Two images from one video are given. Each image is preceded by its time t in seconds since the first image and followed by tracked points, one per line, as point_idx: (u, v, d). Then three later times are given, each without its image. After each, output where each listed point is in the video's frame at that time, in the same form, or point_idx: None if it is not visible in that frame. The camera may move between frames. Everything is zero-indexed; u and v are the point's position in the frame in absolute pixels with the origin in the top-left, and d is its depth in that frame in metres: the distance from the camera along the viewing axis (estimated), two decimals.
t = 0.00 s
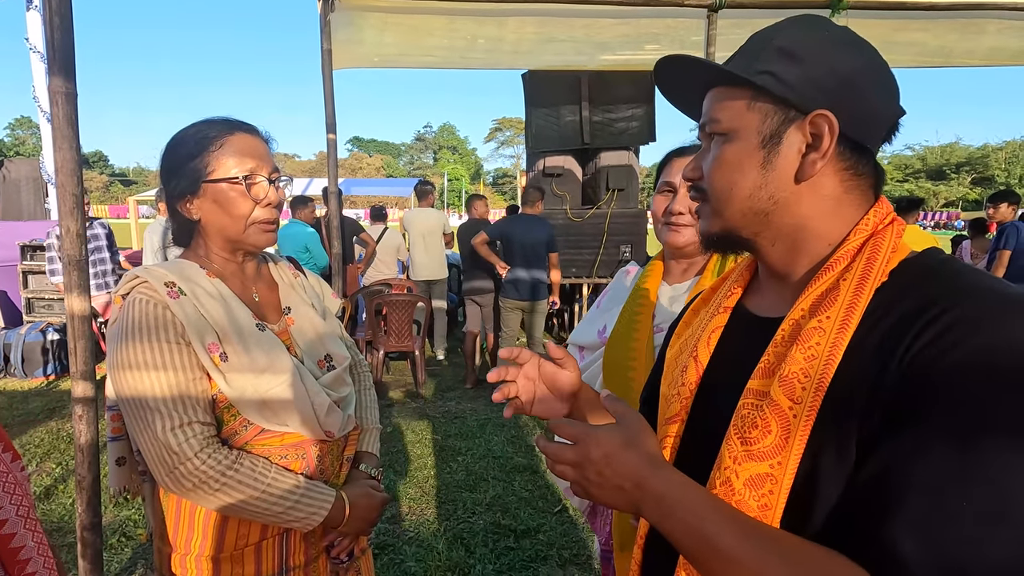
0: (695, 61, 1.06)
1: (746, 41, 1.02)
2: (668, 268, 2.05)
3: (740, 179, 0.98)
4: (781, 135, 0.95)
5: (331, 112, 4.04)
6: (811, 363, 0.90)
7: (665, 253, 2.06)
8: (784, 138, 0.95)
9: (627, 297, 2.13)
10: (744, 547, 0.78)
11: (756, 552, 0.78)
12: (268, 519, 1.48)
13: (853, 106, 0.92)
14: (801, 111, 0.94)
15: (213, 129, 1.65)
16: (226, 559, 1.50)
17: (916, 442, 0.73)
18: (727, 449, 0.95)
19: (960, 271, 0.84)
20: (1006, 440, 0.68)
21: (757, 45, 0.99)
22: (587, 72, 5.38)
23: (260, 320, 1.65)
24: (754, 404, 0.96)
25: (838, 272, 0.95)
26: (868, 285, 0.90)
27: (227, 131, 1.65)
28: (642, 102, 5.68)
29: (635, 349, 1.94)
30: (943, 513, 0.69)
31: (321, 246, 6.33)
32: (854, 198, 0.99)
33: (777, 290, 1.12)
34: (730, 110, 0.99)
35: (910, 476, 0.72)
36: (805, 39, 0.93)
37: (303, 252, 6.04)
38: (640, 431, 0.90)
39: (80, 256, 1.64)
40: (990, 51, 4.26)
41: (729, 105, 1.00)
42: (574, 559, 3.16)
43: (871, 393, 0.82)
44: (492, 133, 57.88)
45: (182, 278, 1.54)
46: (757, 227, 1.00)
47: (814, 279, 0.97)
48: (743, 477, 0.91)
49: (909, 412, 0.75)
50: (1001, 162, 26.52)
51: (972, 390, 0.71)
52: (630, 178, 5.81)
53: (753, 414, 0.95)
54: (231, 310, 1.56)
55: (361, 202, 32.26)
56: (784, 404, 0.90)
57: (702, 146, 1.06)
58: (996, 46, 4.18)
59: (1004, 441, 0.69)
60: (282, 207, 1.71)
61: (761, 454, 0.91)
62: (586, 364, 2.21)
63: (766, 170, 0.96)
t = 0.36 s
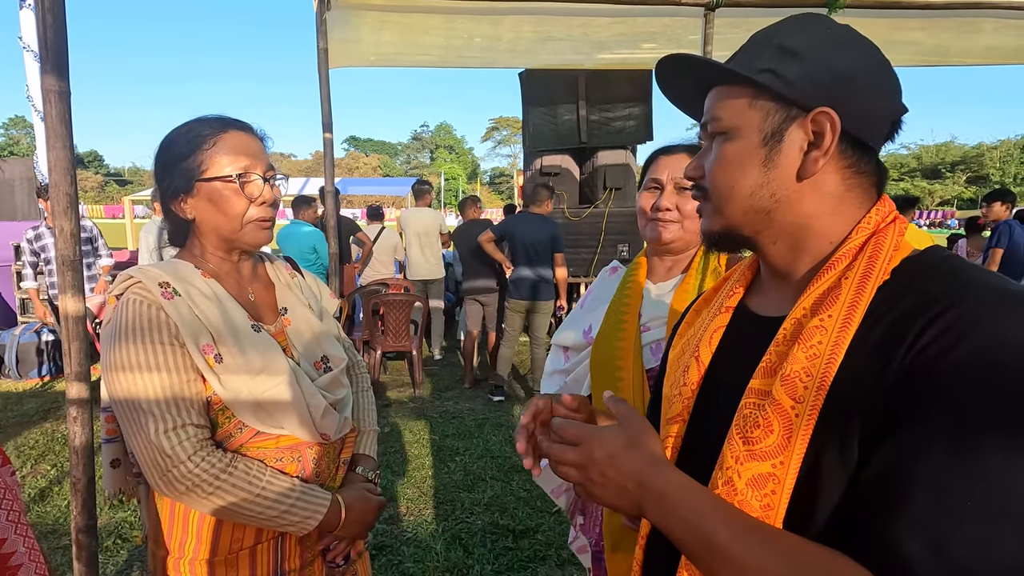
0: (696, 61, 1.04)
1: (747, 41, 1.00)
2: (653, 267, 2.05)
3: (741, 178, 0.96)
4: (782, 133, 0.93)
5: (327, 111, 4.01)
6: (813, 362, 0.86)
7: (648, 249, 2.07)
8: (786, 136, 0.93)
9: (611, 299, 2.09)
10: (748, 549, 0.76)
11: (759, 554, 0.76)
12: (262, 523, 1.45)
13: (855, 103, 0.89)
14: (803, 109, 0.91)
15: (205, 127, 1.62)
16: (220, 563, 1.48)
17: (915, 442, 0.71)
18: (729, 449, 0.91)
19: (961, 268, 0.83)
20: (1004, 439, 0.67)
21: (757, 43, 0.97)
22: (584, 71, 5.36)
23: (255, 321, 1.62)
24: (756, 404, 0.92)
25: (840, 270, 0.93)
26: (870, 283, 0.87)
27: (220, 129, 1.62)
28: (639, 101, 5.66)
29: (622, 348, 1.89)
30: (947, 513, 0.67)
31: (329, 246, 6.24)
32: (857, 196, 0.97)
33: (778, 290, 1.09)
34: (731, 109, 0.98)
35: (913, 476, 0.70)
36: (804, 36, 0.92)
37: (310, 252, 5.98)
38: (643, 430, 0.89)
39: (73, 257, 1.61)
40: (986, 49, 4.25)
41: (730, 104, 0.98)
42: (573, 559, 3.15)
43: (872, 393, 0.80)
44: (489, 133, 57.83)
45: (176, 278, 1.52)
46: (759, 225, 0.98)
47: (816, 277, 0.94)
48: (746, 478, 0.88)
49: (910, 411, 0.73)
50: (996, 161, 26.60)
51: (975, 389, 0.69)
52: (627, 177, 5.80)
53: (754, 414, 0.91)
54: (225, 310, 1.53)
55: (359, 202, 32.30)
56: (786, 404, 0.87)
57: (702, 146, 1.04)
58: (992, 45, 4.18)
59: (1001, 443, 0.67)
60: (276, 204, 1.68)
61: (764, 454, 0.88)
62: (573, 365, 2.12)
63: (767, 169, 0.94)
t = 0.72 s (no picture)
0: (703, 58, 1.03)
1: (756, 37, 1.00)
2: (644, 266, 2.04)
3: (751, 176, 0.95)
4: (793, 130, 0.92)
5: (325, 110, 3.99)
6: (823, 362, 0.86)
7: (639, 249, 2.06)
8: (796, 133, 0.92)
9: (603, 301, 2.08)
10: (758, 550, 0.75)
11: (769, 555, 0.75)
12: (260, 524, 1.44)
13: (866, 100, 0.89)
14: (813, 107, 0.91)
15: (205, 125, 1.61)
16: (218, 565, 1.47)
17: (926, 442, 0.70)
18: (737, 448, 0.90)
19: (972, 267, 0.82)
20: (1016, 437, 0.66)
21: (765, 41, 0.96)
22: (583, 70, 5.34)
23: (253, 321, 1.61)
24: (765, 404, 0.92)
25: (850, 269, 0.92)
26: (881, 282, 0.87)
27: (219, 126, 1.61)
28: (638, 101, 5.65)
29: (617, 348, 1.89)
30: (958, 513, 0.66)
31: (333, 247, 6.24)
32: (867, 194, 0.96)
33: (785, 288, 1.09)
34: (740, 107, 0.97)
35: (925, 477, 0.69)
36: (816, 34, 0.91)
37: (312, 252, 5.98)
38: (649, 429, 0.88)
39: (71, 257, 1.60)
40: (984, 49, 4.25)
41: (739, 101, 0.97)
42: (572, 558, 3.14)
43: (883, 392, 0.79)
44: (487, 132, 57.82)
45: (174, 277, 1.50)
46: (768, 224, 0.97)
47: (826, 276, 0.94)
48: (755, 478, 0.87)
49: (920, 411, 0.73)
50: (993, 160, 26.65)
51: (984, 390, 0.69)
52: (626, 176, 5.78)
53: (763, 414, 0.91)
54: (223, 310, 1.52)
55: (357, 202, 32.30)
56: (796, 404, 0.86)
57: (709, 144, 1.04)
58: (991, 44, 4.18)
59: (1012, 441, 0.66)
60: (276, 202, 1.67)
61: (774, 453, 0.87)
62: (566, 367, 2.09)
63: (777, 167, 0.94)
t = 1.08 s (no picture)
0: (714, 49, 1.03)
1: (768, 33, 1.00)
2: (640, 264, 2.05)
3: (759, 172, 0.95)
4: (804, 128, 0.93)
5: (324, 110, 3.99)
6: (830, 363, 0.86)
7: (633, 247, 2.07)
8: (808, 131, 0.92)
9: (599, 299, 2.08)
10: (765, 550, 0.75)
11: (776, 556, 0.75)
12: (258, 525, 1.44)
13: (877, 98, 0.90)
14: (826, 104, 0.91)
15: (204, 123, 1.62)
16: (217, 565, 1.48)
17: (934, 443, 0.71)
18: (742, 449, 0.91)
19: (981, 268, 0.82)
20: None
21: (777, 36, 0.96)
22: (582, 70, 5.33)
23: (253, 320, 1.61)
24: (770, 404, 0.92)
25: (857, 269, 0.93)
26: (888, 283, 0.87)
27: (217, 125, 1.62)
28: (638, 100, 5.65)
29: (613, 346, 1.90)
30: (965, 514, 0.66)
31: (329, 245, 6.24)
32: (875, 193, 0.96)
33: (790, 286, 1.09)
34: (750, 102, 0.97)
35: (933, 478, 0.69)
36: (830, 30, 0.91)
37: (309, 250, 5.97)
38: (653, 430, 0.88)
39: (71, 256, 1.60)
40: (983, 48, 4.26)
41: (749, 96, 0.97)
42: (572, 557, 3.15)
43: (891, 394, 0.79)
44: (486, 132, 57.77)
45: (172, 277, 1.51)
46: (775, 222, 0.98)
47: (833, 276, 0.94)
48: (760, 478, 0.88)
49: (928, 413, 0.73)
50: (992, 160, 26.68)
51: (991, 391, 0.69)
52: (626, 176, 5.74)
53: (769, 414, 0.91)
54: (222, 309, 1.53)
55: (356, 202, 32.32)
56: (802, 404, 0.87)
57: (717, 139, 1.04)
58: (990, 44, 4.19)
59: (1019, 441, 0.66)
60: (276, 200, 1.68)
61: (779, 454, 0.87)
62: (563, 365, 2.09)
63: (787, 163, 0.94)
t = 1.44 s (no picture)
0: (713, 53, 1.04)
1: (767, 34, 1.00)
2: (636, 265, 2.06)
3: (763, 175, 0.96)
4: (807, 130, 0.93)
5: (324, 110, 4.00)
6: (833, 365, 0.87)
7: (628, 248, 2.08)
8: (810, 134, 0.93)
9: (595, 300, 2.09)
10: (768, 552, 0.76)
11: (778, 557, 0.76)
12: (255, 527, 1.45)
13: (879, 100, 0.90)
14: (828, 107, 0.92)
15: (200, 124, 1.62)
16: (213, 566, 1.48)
17: (941, 445, 0.71)
18: (745, 451, 0.91)
19: (984, 272, 0.83)
20: None
21: (778, 38, 0.97)
22: (582, 69, 5.32)
23: (249, 321, 1.62)
24: (773, 406, 0.92)
25: (859, 271, 0.93)
26: (891, 286, 0.87)
27: (213, 125, 1.62)
28: (637, 100, 5.65)
29: (610, 346, 1.91)
30: (968, 517, 0.67)
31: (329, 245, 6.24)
32: (878, 196, 0.97)
33: (791, 289, 1.10)
34: (752, 105, 0.98)
35: (937, 481, 0.70)
36: (831, 33, 0.92)
37: (308, 250, 5.97)
38: (657, 431, 0.89)
39: (72, 256, 1.60)
40: (982, 49, 4.28)
41: (751, 100, 0.98)
42: (571, 557, 3.15)
43: (896, 397, 0.80)
44: (486, 131, 57.74)
45: (169, 278, 1.51)
46: (778, 225, 0.98)
47: (836, 279, 0.95)
48: (762, 480, 0.88)
49: (934, 415, 0.73)
50: (991, 160, 26.71)
51: (994, 394, 0.70)
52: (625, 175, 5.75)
53: (771, 416, 0.91)
54: (218, 310, 1.53)
55: (356, 201, 32.34)
56: (805, 406, 0.87)
57: (719, 142, 1.04)
58: (989, 44, 4.20)
59: None
60: (273, 201, 1.68)
61: (782, 457, 0.88)
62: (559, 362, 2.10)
63: (790, 166, 0.95)
